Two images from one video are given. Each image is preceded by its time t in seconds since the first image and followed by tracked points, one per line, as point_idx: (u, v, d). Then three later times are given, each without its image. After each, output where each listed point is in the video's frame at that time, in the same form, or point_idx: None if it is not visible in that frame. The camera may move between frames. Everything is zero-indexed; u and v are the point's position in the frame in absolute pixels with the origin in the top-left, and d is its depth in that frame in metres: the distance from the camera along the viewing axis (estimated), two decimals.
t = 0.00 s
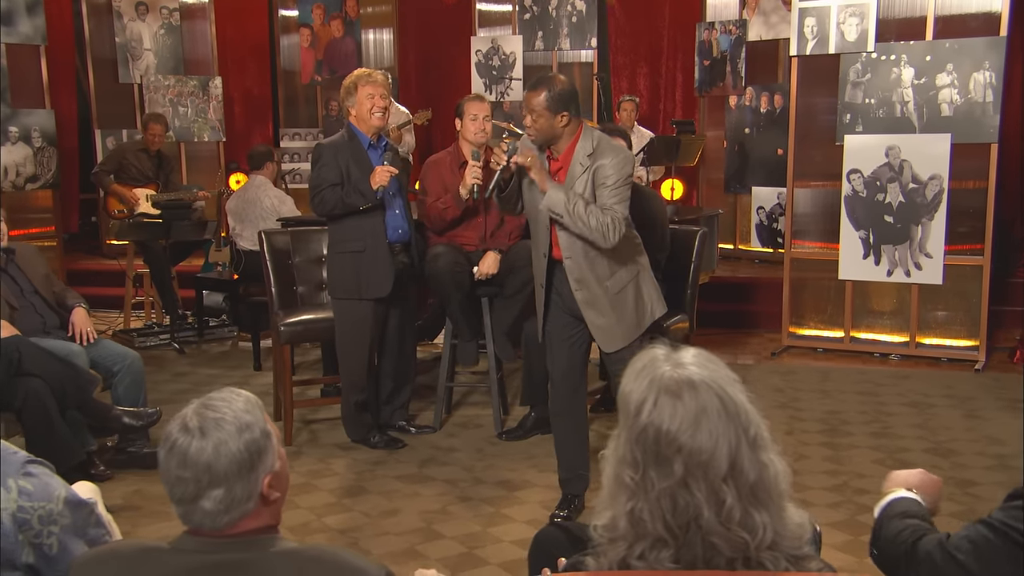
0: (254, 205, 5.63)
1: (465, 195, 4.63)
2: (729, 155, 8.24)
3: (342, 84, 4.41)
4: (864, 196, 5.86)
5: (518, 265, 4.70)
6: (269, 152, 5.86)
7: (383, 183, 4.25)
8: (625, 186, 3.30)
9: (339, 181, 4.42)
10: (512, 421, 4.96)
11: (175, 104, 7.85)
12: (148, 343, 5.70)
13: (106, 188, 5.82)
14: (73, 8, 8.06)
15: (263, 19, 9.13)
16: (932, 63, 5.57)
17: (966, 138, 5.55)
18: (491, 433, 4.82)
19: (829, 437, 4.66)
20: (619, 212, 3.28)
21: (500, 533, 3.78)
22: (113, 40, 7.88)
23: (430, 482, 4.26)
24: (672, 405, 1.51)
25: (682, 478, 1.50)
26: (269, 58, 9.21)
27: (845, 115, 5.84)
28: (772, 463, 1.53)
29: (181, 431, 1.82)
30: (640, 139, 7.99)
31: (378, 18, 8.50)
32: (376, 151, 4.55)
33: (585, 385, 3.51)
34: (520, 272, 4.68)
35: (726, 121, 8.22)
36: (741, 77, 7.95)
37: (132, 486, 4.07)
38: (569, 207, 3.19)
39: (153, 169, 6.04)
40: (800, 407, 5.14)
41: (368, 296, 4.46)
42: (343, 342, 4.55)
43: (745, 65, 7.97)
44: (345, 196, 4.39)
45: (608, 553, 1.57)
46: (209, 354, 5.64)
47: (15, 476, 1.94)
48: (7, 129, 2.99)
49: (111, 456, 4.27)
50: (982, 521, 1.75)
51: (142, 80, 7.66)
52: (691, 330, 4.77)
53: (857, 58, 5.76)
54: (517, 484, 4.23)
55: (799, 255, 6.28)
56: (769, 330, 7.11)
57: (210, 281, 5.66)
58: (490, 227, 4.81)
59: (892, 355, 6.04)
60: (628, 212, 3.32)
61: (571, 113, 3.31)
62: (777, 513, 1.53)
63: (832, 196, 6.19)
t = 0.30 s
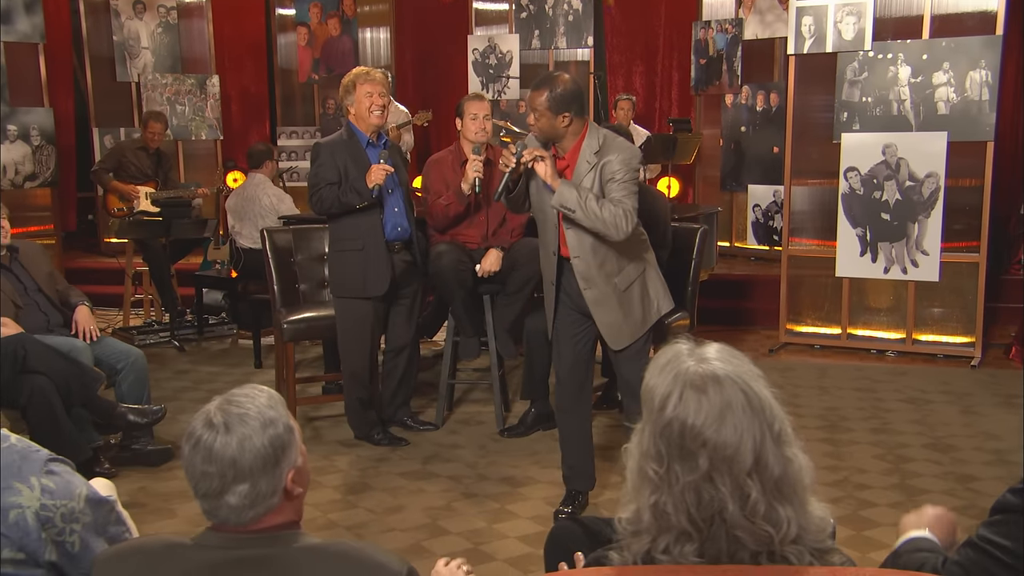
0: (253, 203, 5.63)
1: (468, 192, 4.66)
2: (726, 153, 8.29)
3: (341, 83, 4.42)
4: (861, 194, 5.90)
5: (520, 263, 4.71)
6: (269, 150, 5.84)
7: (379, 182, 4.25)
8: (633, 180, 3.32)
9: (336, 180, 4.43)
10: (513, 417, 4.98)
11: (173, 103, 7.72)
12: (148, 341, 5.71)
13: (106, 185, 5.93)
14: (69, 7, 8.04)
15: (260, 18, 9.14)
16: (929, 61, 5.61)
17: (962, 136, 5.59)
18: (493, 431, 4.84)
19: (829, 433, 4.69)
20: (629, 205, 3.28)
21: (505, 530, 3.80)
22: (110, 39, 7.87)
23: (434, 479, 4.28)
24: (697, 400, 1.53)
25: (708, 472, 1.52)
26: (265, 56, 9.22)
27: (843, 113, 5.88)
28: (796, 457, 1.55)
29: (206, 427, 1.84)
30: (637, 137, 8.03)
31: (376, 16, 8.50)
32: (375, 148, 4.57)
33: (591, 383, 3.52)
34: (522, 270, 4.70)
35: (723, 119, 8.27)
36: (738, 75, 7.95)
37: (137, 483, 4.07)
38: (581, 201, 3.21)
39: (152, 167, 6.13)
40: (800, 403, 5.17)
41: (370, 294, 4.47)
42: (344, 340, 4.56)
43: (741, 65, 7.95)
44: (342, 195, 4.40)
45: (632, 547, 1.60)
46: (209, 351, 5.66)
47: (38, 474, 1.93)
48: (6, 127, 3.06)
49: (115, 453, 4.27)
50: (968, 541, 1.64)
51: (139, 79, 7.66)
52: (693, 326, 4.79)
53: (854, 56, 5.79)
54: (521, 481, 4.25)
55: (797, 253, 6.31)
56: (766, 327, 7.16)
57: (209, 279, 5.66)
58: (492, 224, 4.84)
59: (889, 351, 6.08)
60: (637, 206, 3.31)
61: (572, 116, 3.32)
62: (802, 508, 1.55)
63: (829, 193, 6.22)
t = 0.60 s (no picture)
0: (251, 202, 5.63)
1: (470, 190, 4.70)
2: (721, 152, 8.26)
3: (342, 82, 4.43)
4: (856, 192, 5.94)
5: (521, 261, 4.75)
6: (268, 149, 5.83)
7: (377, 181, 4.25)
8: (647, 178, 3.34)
9: (335, 180, 4.44)
10: (513, 416, 4.99)
11: (169, 103, 7.74)
12: (147, 340, 5.72)
13: (104, 185, 5.95)
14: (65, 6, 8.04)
15: (256, 17, 9.15)
16: (924, 61, 5.66)
17: (956, 135, 5.64)
18: (493, 429, 4.85)
19: (828, 429, 4.73)
20: (647, 204, 3.31)
21: (509, 526, 3.81)
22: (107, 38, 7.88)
23: (437, 476, 4.29)
24: (720, 394, 1.56)
25: (730, 464, 1.54)
26: (261, 55, 9.23)
27: (838, 112, 5.92)
28: (817, 450, 1.58)
29: (225, 427, 1.80)
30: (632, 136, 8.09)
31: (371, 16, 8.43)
32: (375, 148, 4.58)
33: (597, 381, 3.56)
34: (522, 268, 4.74)
35: (718, 119, 8.27)
36: (732, 75, 7.94)
37: (140, 482, 4.07)
38: (600, 213, 3.20)
39: (151, 167, 6.13)
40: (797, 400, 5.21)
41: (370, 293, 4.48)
42: (344, 338, 4.57)
43: (735, 64, 7.94)
44: (341, 194, 4.39)
45: (654, 541, 1.61)
46: (208, 350, 5.67)
47: (59, 471, 1.92)
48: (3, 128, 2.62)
49: (117, 452, 4.25)
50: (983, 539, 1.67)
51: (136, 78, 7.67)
52: (692, 322, 4.83)
53: (850, 56, 5.83)
54: (523, 478, 4.27)
55: (792, 251, 6.34)
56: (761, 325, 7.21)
57: (208, 278, 5.67)
58: (493, 223, 4.88)
59: (884, 349, 6.11)
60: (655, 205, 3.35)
61: (587, 107, 3.35)
62: (823, 502, 1.57)
63: (825, 192, 6.26)
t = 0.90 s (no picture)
0: (250, 202, 5.63)
1: (471, 189, 4.71)
2: (715, 151, 8.37)
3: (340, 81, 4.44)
4: (851, 191, 5.99)
5: (520, 260, 4.77)
6: (268, 149, 5.83)
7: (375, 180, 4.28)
8: (663, 173, 3.36)
9: (334, 179, 4.45)
10: (514, 413, 5.02)
11: (166, 102, 7.74)
12: (146, 339, 5.73)
13: (101, 184, 5.98)
14: (61, 5, 8.04)
15: (252, 18, 9.12)
16: (918, 61, 5.70)
17: (950, 134, 5.69)
18: (494, 427, 4.87)
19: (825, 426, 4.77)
20: (673, 199, 3.34)
21: (512, 523, 3.82)
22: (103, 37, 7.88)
23: (438, 474, 4.31)
24: (740, 392, 1.58)
25: (751, 462, 1.57)
26: (256, 55, 9.21)
27: (833, 112, 5.97)
28: (836, 448, 1.61)
29: (248, 422, 1.80)
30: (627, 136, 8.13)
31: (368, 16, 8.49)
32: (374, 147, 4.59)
33: (604, 379, 3.58)
34: (522, 267, 4.76)
35: (713, 118, 8.35)
36: (727, 75, 8.02)
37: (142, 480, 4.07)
38: (629, 230, 3.29)
39: (147, 165, 6.22)
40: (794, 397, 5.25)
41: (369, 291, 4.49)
42: (344, 337, 4.59)
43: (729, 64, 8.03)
44: (339, 193, 4.39)
45: (674, 538, 1.64)
46: (207, 349, 5.68)
47: (79, 470, 1.92)
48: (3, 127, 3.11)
49: (119, 450, 4.25)
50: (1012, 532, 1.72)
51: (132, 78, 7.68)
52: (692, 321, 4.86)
53: (845, 56, 5.88)
54: (524, 476, 4.29)
55: (788, 249, 6.38)
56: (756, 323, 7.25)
57: (206, 276, 5.69)
58: (493, 222, 4.90)
59: (878, 346, 6.16)
60: (683, 191, 3.38)
61: (597, 102, 3.37)
62: (843, 499, 1.60)
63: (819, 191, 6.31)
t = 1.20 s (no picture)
0: (251, 202, 5.65)
1: (471, 189, 4.73)
2: (709, 151, 8.41)
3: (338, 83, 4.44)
4: (846, 191, 6.03)
5: (519, 260, 4.81)
6: (271, 151, 5.82)
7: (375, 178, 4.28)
8: (679, 172, 3.39)
9: (333, 179, 4.45)
10: (513, 413, 5.04)
11: (162, 100, 7.67)
12: (144, 339, 5.73)
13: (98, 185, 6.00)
14: (55, 5, 8.03)
15: (247, 18, 9.15)
16: (912, 61, 5.75)
17: (943, 134, 5.74)
18: (493, 425, 4.89)
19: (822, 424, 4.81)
20: (693, 195, 3.37)
21: (514, 521, 3.83)
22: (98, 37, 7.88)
23: (439, 472, 4.33)
24: (759, 385, 1.61)
25: (769, 455, 1.59)
26: (251, 55, 9.21)
27: (828, 112, 6.00)
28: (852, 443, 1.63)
29: (266, 422, 1.80)
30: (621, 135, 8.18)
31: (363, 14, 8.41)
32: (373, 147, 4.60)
33: (611, 381, 3.60)
34: (522, 266, 4.80)
35: (706, 118, 8.39)
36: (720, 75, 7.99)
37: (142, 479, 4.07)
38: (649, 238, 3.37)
39: (144, 166, 6.23)
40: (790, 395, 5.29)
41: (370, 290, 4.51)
42: (344, 336, 4.60)
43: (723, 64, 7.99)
44: (339, 193, 4.41)
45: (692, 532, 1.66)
46: (204, 349, 5.68)
47: (97, 467, 1.91)
48: None
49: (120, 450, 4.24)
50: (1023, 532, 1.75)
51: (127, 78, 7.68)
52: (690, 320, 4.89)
53: (839, 57, 5.92)
54: (525, 474, 4.31)
55: (783, 249, 6.43)
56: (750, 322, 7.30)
57: (202, 276, 5.71)
58: (493, 222, 4.92)
59: (872, 345, 6.20)
60: (702, 190, 3.41)
61: (611, 103, 3.40)
62: (859, 494, 1.62)
63: (813, 191, 6.36)
